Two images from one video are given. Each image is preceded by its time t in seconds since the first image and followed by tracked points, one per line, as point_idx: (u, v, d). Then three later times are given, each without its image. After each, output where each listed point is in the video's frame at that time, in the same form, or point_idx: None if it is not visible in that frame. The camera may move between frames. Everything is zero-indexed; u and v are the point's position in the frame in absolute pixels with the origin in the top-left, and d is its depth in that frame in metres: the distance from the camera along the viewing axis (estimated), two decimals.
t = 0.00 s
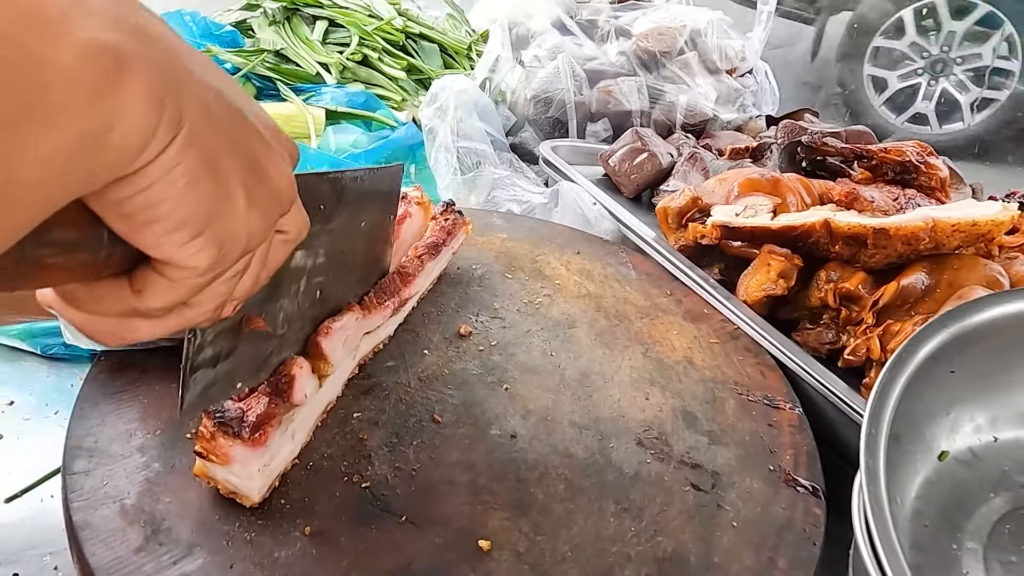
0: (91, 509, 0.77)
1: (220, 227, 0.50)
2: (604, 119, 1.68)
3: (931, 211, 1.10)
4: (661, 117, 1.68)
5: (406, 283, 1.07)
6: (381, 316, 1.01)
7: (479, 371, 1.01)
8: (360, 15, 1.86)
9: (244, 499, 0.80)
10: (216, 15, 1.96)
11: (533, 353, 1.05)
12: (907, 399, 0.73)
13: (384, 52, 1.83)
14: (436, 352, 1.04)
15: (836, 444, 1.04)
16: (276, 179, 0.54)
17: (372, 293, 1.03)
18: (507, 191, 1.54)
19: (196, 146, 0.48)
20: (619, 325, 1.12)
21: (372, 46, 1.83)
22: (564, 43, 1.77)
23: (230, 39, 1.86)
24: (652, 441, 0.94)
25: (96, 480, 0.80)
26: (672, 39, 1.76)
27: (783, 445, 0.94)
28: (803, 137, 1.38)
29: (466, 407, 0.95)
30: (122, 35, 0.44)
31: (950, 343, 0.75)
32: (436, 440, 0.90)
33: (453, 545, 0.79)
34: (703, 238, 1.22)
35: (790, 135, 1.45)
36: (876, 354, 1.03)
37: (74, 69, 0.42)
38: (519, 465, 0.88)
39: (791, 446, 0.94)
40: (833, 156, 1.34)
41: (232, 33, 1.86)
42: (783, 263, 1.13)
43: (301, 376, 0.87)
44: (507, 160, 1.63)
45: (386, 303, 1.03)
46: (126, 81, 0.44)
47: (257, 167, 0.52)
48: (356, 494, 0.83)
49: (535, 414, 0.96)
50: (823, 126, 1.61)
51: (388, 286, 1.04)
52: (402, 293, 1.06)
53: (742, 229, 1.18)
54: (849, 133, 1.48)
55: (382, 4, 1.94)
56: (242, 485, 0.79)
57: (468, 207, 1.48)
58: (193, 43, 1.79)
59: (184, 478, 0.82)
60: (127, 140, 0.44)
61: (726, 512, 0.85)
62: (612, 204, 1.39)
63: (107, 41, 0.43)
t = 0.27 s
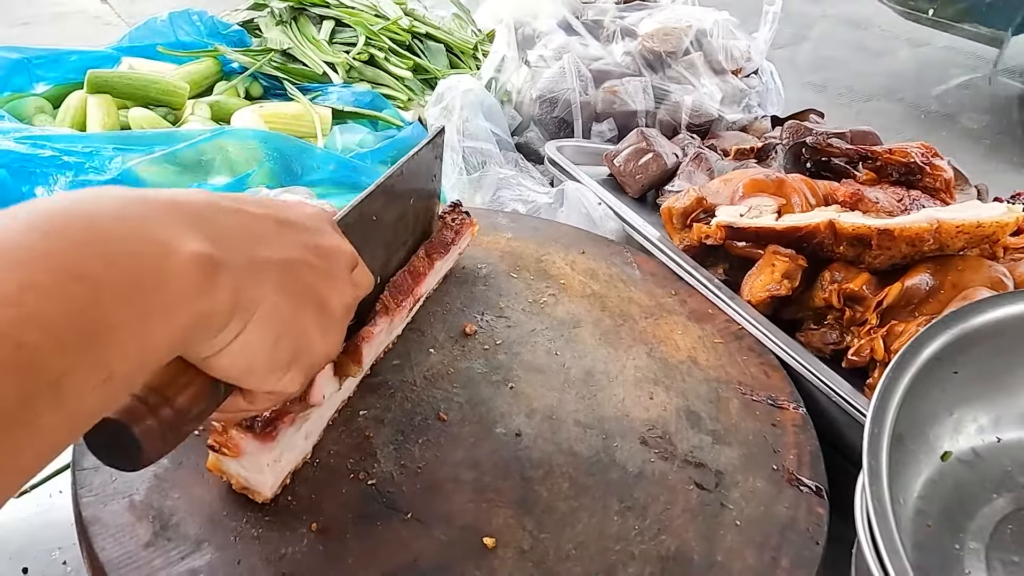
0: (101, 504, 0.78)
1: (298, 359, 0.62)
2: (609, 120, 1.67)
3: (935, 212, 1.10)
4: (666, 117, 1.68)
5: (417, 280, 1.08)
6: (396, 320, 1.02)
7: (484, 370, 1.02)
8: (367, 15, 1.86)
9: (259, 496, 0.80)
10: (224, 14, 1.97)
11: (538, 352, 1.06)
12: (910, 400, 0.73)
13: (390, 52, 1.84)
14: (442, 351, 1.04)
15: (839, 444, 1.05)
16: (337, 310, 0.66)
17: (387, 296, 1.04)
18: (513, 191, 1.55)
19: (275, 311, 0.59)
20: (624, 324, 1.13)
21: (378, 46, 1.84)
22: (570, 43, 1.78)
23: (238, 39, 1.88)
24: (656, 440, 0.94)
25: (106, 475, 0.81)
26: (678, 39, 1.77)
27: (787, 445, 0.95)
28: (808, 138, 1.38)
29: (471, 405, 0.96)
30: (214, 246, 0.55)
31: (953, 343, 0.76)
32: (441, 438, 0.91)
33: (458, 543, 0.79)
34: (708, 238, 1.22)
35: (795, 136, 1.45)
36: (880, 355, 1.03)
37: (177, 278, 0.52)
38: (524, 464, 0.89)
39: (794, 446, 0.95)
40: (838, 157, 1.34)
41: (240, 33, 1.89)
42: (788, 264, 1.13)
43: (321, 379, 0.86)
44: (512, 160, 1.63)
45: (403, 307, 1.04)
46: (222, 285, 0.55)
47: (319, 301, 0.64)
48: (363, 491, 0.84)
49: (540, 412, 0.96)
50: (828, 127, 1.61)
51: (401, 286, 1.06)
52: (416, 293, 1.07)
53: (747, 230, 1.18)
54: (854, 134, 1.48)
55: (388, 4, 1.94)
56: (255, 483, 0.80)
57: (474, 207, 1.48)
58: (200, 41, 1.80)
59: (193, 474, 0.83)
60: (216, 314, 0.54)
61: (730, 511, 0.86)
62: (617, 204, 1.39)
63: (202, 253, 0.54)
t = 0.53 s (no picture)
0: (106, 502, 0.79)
1: (208, 470, 0.58)
2: (613, 120, 1.67)
3: (939, 213, 1.10)
4: (671, 117, 1.69)
5: (417, 279, 1.09)
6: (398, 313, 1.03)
7: (488, 369, 1.02)
8: (372, 14, 1.87)
9: (276, 498, 0.81)
10: (229, 14, 1.98)
11: (541, 352, 1.06)
12: (912, 402, 0.73)
13: (395, 51, 1.84)
14: (445, 350, 1.05)
15: (841, 444, 1.05)
16: (252, 405, 0.61)
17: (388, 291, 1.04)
18: (517, 190, 1.55)
19: (167, 418, 0.55)
20: (627, 325, 1.13)
21: (383, 45, 1.84)
22: (574, 42, 1.77)
23: (243, 38, 1.88)
24: (658, 440, 0.94)
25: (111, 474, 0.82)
26: (682, 39, 1.76)
27: (789, 445, 0.95)
28: (812, 138, 1.38)
29: (475, 405, 0.96)
30: (82, 366, 0.50)
31: (956, 345, 0.76)
32: (444, 437, 0.91)
33: (461, 541, 0.80)
34: (711, 239, 1.22)
35: (799, 137, 1.45)
36: (883, 356, 1.03)
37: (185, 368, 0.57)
38: (526, 463, 0.89)
39: (797, 447, 0.95)
40: (842, 158, 1.35)
41: (246, 32, 1.89)
42: (792, 264, 1.13)
43: (326, 374, 0.87)
44: (516, 160, 1.63)
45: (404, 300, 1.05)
46: (88, 414, 0.50)
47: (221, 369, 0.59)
48: (366, 490, 0.84)
49: (542, 412, 0.96)
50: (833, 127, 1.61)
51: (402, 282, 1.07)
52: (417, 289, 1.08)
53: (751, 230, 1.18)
54: (858, 134, 1.47)
55: (393, 3, 1.95)
56: (274, 484, 0.80)
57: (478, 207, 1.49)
58: (206, 41, 1.81)
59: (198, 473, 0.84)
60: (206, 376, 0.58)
61: (732, 511, 0.86)
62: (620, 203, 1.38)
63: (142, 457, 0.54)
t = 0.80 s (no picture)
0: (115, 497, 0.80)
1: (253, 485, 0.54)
2: (618, 119, 1.68)
3: (944, 213, 1.10)
4: (676, 116, 1.69)
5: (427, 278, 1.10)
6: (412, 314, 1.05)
7: (493, 367, 1.03)
8: (377, 13, 1.87)
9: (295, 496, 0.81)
10: (236, 12, 1.99)
11: (546, 351, 1.07)
12: (917, 401, 0.73)
13: (400, 50, 1.84)
14: (451, 348, 1.05)
15: (844, 443, 1.05)
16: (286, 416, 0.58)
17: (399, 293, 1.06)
18: (522, 189, 1.55)
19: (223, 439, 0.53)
20: (631, 323, 1.14)
21: (389, 44, 1.85)
22: (580, 41, 1.77)
23: (250, 36, 1.89)
24: (663, 438, 0.95)
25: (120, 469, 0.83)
26: (687, 38, 1.77)
27: (793, 444, 0.95)
28: (817, 138, 1.39)
29: (480, 402, 0.97)
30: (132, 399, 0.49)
31: (961, 345, 0.76)
32: (450, 435, 0.92)
33: (466, 538, 0.80)
34: (716, 238, 1.22)
35: (804, 136, 1.45)
36: (887, 356, 1.03)
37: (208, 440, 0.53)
38: (531, 460, 0.90)
39: (800, 446, 0.95)
40: (847, 158, 1.35)
41: (252, 30, 1.89)
42: (796, 264, 1.14)
43: (358, 377, 0.90)
44: (521, 158, 1.64)
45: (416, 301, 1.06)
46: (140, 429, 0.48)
47: (262, 415, 0.55)
48: (372, 486, 0.85)
49: (547, 410, 0.97)
50: (838, 127, 1.61)
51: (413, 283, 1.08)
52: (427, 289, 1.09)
53: (755, 230, 1.18)
54: (863, 134, 1.47)
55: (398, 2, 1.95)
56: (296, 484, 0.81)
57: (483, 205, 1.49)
58: (212, 39, 1.82)
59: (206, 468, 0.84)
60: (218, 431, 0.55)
61: (736, 510, 0.87)
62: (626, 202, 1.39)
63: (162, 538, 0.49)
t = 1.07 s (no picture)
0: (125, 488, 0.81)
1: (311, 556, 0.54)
2: (626, 117, 1.67)
3: (952, 213, 1.10)
4: (683, 115, 1.70)
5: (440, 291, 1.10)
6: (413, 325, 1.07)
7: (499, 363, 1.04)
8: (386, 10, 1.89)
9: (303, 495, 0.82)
10: (246, 8, 2.00)
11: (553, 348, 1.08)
12: (921, 400, 0.74)
13: (409, 46, 1.85)
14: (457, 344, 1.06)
15: (848, 442, 1.06)
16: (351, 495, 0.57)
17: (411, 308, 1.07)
18: (529, 186, 1.56)
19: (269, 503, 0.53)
20: (637, 321, 1.14)
21: (397, 40, 1.85)
22: (588, 40, 1.78)
23: (260, 32, 1.90)
24: (668, 437, 0.96)
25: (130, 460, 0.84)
26: (695, 37, 1.77)
27: (798, 442, 0.96)
28: (825, 138, 1.39)
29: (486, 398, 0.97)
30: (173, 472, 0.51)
31: (967, 344, 0.76)
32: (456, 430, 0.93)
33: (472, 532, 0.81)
34: (723, 236, 1.22)
35: (812, 136, 1.45)
36: (892, 355, 1.04)
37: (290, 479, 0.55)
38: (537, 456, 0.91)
39: (805, 443, 0.95)
40: (854, 157, 1.35)
41: (262, 26, 1.90)
42: (802, 263, 1.14)
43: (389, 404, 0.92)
44: (528, 156, 1.64)
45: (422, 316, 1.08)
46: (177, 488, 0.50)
47: (301, 536, 0.54)
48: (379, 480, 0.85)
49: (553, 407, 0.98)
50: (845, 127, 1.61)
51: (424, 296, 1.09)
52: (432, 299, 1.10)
53: (762, 228, 1.19)
54: (871, 134, 1.47)
55: None
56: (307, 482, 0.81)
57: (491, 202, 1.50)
58: (222, 34, 1.83)
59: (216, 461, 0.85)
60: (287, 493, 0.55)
61: (740, 507, 0.87)
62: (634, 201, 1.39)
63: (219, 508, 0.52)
